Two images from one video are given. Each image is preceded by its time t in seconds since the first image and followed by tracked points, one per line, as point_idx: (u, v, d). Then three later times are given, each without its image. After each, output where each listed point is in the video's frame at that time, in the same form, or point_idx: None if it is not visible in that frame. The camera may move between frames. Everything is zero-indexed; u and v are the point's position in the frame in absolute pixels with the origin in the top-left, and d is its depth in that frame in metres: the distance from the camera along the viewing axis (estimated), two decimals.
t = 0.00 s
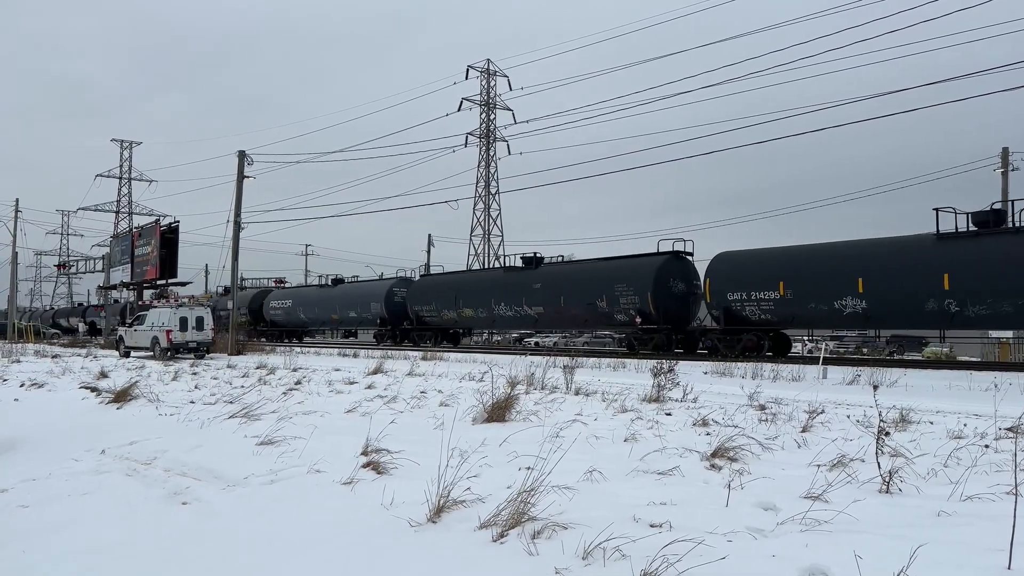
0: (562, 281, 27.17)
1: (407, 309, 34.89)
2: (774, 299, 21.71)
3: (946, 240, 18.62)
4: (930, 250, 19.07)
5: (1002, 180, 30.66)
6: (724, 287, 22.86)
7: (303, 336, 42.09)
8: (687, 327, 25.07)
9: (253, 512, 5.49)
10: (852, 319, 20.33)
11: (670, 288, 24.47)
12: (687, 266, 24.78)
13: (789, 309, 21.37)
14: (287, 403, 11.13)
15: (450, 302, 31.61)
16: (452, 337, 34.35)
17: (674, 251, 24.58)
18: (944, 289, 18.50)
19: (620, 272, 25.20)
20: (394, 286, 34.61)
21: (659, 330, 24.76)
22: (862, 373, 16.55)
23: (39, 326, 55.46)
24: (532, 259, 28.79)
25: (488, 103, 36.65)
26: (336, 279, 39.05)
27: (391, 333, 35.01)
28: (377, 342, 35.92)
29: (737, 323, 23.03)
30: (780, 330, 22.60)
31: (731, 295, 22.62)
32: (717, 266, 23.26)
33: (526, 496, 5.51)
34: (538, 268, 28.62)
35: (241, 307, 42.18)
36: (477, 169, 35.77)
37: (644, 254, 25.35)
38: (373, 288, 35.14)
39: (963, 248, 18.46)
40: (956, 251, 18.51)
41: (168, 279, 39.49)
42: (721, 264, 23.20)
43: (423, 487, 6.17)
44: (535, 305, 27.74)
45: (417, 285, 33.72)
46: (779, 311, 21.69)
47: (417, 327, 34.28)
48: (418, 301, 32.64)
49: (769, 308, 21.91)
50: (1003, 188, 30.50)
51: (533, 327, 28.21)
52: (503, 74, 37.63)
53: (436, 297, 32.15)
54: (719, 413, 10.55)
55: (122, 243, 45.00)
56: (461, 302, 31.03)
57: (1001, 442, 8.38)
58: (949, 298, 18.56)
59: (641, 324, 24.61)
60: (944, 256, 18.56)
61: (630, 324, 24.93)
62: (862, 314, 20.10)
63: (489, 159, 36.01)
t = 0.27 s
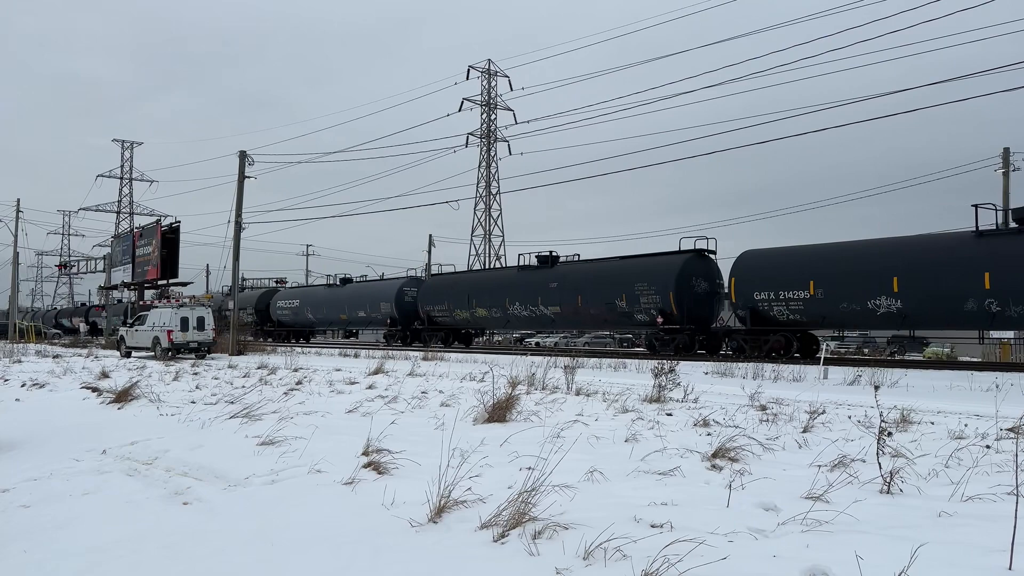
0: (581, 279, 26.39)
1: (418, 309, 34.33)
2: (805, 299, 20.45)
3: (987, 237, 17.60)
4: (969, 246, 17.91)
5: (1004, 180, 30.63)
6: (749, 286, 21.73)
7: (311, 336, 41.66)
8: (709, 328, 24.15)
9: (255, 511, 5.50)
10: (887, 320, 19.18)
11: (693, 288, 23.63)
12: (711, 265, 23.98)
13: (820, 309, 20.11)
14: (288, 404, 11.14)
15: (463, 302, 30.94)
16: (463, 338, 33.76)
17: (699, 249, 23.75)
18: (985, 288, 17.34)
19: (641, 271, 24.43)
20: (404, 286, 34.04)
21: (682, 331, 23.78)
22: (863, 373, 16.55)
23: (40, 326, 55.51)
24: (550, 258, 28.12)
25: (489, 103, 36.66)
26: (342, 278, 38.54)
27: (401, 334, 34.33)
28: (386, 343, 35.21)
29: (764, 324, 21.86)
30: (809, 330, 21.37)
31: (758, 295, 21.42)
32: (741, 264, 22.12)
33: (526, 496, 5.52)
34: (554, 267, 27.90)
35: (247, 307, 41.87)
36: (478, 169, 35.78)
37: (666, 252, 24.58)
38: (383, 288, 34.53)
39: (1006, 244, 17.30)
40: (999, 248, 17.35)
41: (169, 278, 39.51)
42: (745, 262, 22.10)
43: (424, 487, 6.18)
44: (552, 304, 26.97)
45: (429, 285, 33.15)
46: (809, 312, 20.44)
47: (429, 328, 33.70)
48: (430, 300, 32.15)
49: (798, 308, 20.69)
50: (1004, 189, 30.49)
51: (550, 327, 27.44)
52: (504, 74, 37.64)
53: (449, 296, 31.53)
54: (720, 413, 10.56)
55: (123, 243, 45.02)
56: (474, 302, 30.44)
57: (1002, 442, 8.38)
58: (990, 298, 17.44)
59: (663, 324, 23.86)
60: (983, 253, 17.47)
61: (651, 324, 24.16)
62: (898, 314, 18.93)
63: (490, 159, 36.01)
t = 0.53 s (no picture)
0: (602, 278, 25.56)
1: (430, 309, 33.97)
2: (841, 299, 19.95)
3: None
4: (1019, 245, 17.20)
5: (1005, 181, 30.60)
6: (783, 286, 21.25)
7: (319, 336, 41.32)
8: (739, 329, 23.33)
9: (256, 512, 5.51)
10: (928, 320, 18.62)
11: (722, 288, 22.77)
12: (739, 263, 23.06)
13: (857, 309, 19.63)
14: (289, 404, 11.16)
15: (478, 302, 30.24)
16: (477, 338, 33.31)
17: (727, 247, 22.83)
18: None
19: (666, 270, 23.62)
20: (417, 286, 33.65)
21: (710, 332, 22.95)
22: (864, 373, 16.56)
23: (41, 327, 55.62)
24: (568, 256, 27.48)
25: (490, 104, 36.68)
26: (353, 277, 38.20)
27: (414, 334, 33.88)
28: (398, 343, 34.83)
29: (797, 324, 21.34)
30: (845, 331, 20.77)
31: (791, 294, 20.95)
32: (775, 262, 21.57)
33: (527, 497, 5.52)
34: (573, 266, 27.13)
35: (255, 307, 41.64)
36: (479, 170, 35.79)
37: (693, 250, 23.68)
38: (394, 288, 34.10)
39: None
40: None
41: (170, 279, 39.54)
42: (779, 260, 21.55)
43: (424, 487, 6.19)
44: (573, 305, 26.21)
45: (441, 285, 32.62)
46: (846, 312, 19.95)
47: (442, 328, 33.15)
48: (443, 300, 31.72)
49: (835, 308, 20.18)
50: (1006, 189, 30.47)
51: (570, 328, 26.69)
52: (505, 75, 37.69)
53: (463, 296, 30.90)
54: (720, 414, 10.57)
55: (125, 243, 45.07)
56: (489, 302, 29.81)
57: (1003, 443, 8.37)
58: None
59: (689, 325, 23.08)
60: None
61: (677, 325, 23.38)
62: (939, 314, 18.36)
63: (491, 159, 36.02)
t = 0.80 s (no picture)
0: (625, 277, 25.07)
1: (443, 310, 33.37)
2: (880, 299, 19.16)
3: None
4: None
5: (1006, 181, 30.58)
6: (817, 285, 20.37)
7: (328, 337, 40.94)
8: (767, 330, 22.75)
9: (256, 512, 5.52)
10: (973, 320, 17.88)
11: (750, 287, 22.22)
12: (767, 262, 22.52)
13: (897, 309, 18.84)
14: (291, 405, 11.17)
15: (495, 302, 29.82)
16: (492, 340, 32.82)
17: (755, 245, 22.33)
18: None
19: (692, 269, 23.14)
20: (429, 286, 33.12)
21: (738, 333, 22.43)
22: (865, 373, 16.58)
23: (42, 328, 55.70)
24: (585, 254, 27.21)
25: (491, 105, 36.70)
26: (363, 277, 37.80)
27: (426, 335, 33.40)
28: (410, 343, 34.36)
29: (831, 325, 20.51)
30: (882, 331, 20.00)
31: (827, 294, 20.10)
32: (808, 260, 20.69)
33: (528, 497, 5.53)
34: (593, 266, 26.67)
35: (262, 308, 41.37)
36: (480, 170, 35.81)
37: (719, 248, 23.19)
38: (407, 288, 33.61)
39: None
40: None
41: (171, 280, 39.56)
42: (812, 258, 20.66)
43: (425, 488, 6.21)
44: (595, 305, 25.75)
45: (456, 284, 32.22)
46: (884, 312, 19.17)
47: (457, 329, 32.64)
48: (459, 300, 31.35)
49: (873, 308, 19.38)
50: (1007, 190, 30.45)
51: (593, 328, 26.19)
52: (506, 76, 37.73)
53: (478, 296, 30.61)
54: (721, 414, 10.58)
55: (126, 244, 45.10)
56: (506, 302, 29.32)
57: (1005, 444, 8.35)
58: None
59: (717, 325, 22.58)
60: None
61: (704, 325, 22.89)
62: (985, 314, 17.61)
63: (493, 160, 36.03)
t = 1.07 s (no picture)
0: (648, 277, 24.46)
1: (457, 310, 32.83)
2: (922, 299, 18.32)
3: None
4: None
5: (1008, 182, 30.55)
6: (854, 285, 19.56)
7: (337, 337, 40.66)
8: (798, 330, 22.12)
9: (258, 513, 5.53)
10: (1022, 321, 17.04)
11: (781, 287, 21.57)
12: (798, 260, 21.85)
13: (940, 309, 18.01)
14: (293, 406, 11.18)
15: (510, 302, 29.13)
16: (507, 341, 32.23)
17: (786, 243, 21.67)
18: None
19: (719, 269, 22.52)
20: (442, 286, 32.53)
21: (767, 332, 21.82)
22: (866, 374, 16.59)
23: (44, 330, 55.83)
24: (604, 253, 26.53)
25: (492, 106, 36.72)
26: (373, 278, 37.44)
27: (440, 336, 32.86)
28: (422, 344, 33.86)
29: (870, 325, 19.61)
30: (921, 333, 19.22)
31: (864, 294, 19.25)
32: (844, 259, 19.90)
33: (530, 498, 5.54)
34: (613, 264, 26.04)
35: (270, 308, 41.16)
36: (481, 171, 35.83)
37: (747, 246, 22.55)
38: (420, 288, 33.14)
39: None
40: None
41: (173, 281, 39.61)
42: (848, 257, 19.88)
43: (426, 488, 6.23)
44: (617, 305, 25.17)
45: (468, 284, 31.55)
46: (926, 312, 18.34)
47: (471, 330, 32.04)
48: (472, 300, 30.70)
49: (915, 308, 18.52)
50: (1009, 190, 30.43)
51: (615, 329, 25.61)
52: (508, 77, 37.71)
53: (492, 296, 29.89)
54: (723, 415, 10.59)
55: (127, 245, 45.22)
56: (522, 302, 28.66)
57: (1007, 445, 8.34)
58: None
59: (746, 326, 22.00)
60: None
61: (732, 326, 22.32)
62: None
63: (494, 161, 36.05)
